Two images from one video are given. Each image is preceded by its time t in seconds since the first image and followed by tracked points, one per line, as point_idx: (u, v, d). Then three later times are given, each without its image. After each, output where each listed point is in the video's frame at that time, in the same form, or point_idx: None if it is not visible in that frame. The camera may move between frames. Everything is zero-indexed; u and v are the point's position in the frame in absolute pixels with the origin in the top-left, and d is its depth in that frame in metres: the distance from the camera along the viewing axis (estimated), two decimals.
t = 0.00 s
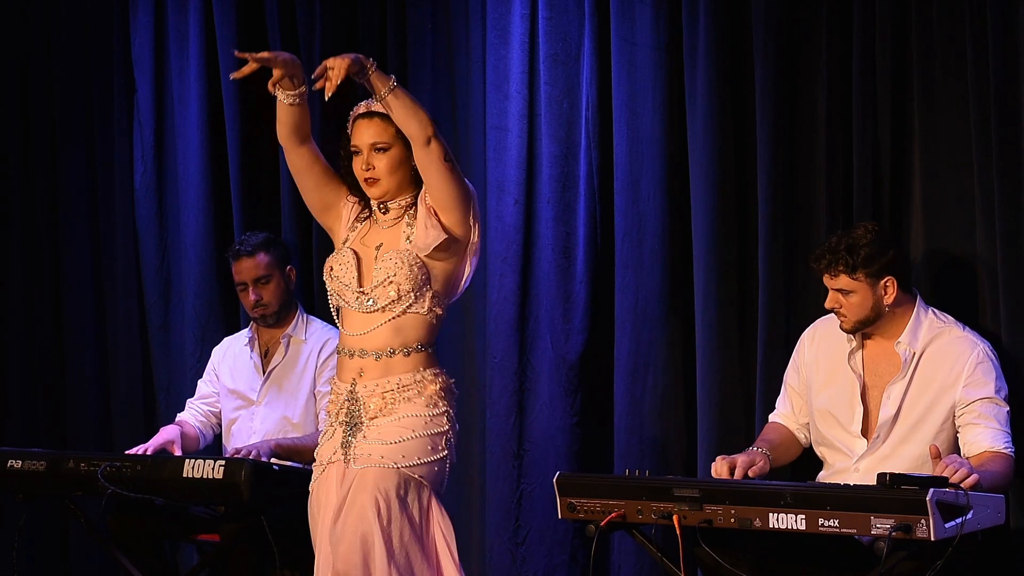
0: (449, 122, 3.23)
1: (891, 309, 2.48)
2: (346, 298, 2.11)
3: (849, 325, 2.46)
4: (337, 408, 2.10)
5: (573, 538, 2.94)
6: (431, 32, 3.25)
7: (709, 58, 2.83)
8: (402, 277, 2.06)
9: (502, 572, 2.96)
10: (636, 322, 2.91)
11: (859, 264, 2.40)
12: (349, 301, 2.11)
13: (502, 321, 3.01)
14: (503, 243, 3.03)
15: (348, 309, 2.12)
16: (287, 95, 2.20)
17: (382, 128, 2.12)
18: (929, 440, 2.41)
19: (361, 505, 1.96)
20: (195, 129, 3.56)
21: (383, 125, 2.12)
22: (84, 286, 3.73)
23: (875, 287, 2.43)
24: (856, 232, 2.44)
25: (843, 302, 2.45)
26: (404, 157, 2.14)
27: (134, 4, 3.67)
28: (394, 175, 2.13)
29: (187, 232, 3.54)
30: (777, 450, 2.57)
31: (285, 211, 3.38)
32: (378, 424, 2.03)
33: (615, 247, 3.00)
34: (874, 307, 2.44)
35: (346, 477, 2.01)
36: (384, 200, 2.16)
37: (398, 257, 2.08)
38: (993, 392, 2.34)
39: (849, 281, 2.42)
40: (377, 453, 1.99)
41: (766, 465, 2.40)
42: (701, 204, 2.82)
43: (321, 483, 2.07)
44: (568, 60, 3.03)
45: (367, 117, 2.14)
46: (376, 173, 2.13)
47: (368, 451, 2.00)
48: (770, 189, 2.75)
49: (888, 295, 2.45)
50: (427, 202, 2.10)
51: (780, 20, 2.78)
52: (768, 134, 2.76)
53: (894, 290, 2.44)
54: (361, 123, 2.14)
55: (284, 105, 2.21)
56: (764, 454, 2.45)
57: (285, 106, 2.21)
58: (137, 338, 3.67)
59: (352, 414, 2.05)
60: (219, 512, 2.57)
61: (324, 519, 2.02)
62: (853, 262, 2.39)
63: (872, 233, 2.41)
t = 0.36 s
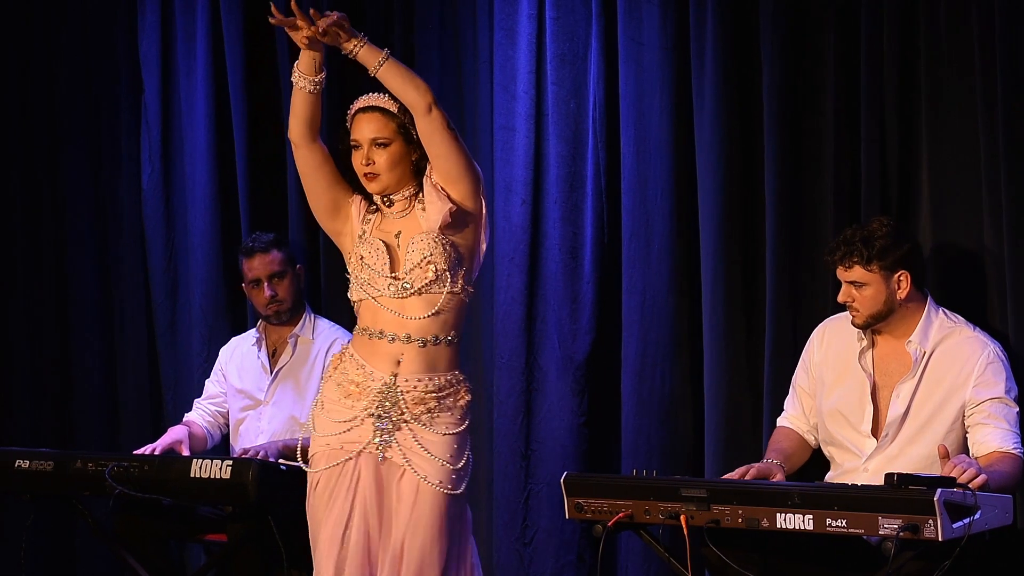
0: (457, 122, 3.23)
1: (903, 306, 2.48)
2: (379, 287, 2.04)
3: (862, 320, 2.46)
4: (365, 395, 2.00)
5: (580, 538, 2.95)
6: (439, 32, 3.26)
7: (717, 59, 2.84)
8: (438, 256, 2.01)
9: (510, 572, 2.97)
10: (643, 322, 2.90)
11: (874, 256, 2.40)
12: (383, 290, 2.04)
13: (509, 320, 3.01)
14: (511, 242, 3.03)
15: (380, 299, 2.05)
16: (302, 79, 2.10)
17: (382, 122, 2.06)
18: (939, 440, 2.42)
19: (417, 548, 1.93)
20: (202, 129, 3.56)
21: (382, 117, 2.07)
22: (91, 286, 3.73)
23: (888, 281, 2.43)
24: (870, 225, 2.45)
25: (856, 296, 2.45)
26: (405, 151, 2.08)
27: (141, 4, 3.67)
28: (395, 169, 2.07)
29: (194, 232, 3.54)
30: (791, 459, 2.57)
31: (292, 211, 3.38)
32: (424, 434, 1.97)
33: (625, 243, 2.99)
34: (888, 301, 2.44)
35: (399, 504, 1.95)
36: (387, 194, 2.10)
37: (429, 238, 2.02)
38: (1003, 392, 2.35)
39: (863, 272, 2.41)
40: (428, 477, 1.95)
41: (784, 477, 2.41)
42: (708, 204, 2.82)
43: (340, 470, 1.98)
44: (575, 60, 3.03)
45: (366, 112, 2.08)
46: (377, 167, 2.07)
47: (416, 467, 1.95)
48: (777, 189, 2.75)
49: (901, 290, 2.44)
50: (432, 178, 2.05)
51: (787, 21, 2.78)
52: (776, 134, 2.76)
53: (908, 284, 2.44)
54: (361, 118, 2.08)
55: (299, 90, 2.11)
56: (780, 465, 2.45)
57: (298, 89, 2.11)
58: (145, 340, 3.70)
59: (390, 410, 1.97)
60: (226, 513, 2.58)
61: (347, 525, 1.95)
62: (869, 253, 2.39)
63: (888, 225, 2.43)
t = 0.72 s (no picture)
0: (457, 122, 3.23)
1: (903, 308, 2.48)
2: (350, 296, 2.05)
3: (862, 323, 2.46)
4: (376, 408, 2.03)
5: (581, 538, 2.93)
6: (440, 32, 3.26)
7: (717, 59, 2.84)
8: (405, 266, 2.02)
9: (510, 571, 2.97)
10: (644, 322, 2.90)
11: (871, 260, 2.41)
12: (354, 298, 2.06)
13: (510, 320, 3.01)
14: (512, 242, 3.03)
15: (354, 307, 2.07)
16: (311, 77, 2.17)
17: (392, 127, 2.10)
18: (938, 440, 2.42)
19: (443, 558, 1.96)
20: (202, 129, 3.57)
21: (391, 120, 2.11)
22: (92, 286, 3.73)
23: (888, 283, 2.43)
24: (868, 228, 2.45)
25: (855, 300, 2.45)
26: (411, 158, 2.12)
27: (142, 3, 3.67)
28: (402, 175, 2.11)
29: (194, 232, 3.55)
30: (794, 464, 2.57)
31: (293, 211, 3.39)
32: (439, 438, 1.99)
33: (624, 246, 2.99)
34: (887, 303, 2.44)
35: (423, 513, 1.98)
36: (386, 200, 2.13)
37: (401, 246, 2.03)
38: (1003, 392, 2.35)
39: (862, 276, 2.42)
40: (446, 481, 1.97)
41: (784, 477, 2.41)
42: (709, 204, 2.82)
43: (361, 485, 2.01)
44: (576, 60, 3.03)
45: (375, 117, 2.11)
46: (385, 172, 2.10)
47: (433, 472, 1.98)
48: (777, 189, 2.75)
49: (901, 291, 2.45)
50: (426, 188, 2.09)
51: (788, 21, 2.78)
52: (776, 135, 2.76)
53: (907, 285, 2.44)
54: (370, 121, 2.11)
55: (308, 89, 2.18)
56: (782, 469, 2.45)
57: (307, 87, 2.18)
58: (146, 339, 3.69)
59: (400, 419, 2.00)
60: (226, 512, 2.58)
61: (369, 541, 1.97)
62: (866, 257, 2.39)
63: (884, 228, 2.43)
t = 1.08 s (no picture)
0: (457, 122, 3.23)
1: (904, 306, 2.49)
2: (325, 276, 2.10)
3: (864, 323, 2.46)
4: (347, 406, 2.06)
5: (581, 539, 2.95)
6: (440, 32, 3.26)
7: (717, 60, 2.84)
8: (377, 251, 2.04)
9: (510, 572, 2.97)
10: (644, 322, 2.90)
11: (874, 259, 2.40)
12: (329, 278, 2.10)
13: (510, 320, 3.01)
14: (511, 242, 3.02)
15: (328, 288, 2.11)
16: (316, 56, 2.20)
17: (395, 120, 2.13)
18: (938, 441, 2.42)
19: (426, 545, 1.98)
20: (202, 129, 3.57)
21: (394, 113, 2.14)
22: (92, 286, 3.74)
23: (889, 282, 2.43)
24: (869, 227, 2.45)
25: (858, 300, 2.45)
26: (413, 154, 2.15)
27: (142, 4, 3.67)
28: (405, 169, 2.14)
29: (195, 232, 3.55)
30: (795, 464, 2.57)
31: (293, 211, 3.39)
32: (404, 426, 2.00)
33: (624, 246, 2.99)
34: (889, 302, 2.44)
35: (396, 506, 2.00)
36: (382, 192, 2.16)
37: (377, 233, 2.06)
38: (1004, 393, 2.35)
39: (864, 276, 2.42)
40: (414, 467, 1.98)
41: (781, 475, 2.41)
42: (709, 204, 2.82)
43: (346, 487, 2.05)
44: (575, 60, 3.03)
45: (377, 109, 2.14)
46: (388, 165, 2.13)
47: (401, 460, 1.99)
48: (777, 189, 2.75)
49: (903, 290, 2.45)
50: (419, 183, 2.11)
51: (788, 21, 2.78)
52: (777, 135, 2.76)
53: (908, 284, 2.45)
54: (373, 113, 2.14)
55: (310, 69, 2.20)
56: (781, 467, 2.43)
57: (310, 65, 2.20)
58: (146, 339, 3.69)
59: (366, 413, 2.02)
60: (226, 512, 2.58)
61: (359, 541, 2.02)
62: (869, 256, 2.39)
63: (885, 228, 2.43)
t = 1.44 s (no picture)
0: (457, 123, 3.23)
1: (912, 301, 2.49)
2: (343, 277, 2.07)
3: (877, 320, 2.45)
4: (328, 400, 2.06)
5: (581, 539, 2.96)
6: (439, 32, 3.26)
7: (717, 60, 2.84)
8: (404, 258, 2.04)
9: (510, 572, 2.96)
10: (644, 323, 2.90)
11: (887, 254, 2.40)
12: (347, 281, 2.07)
13: (510, 321, 3.00)
14: (511, 242, 3.02)
15: (344, 289, 2.08)
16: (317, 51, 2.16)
17: (394, 120, 2.11)
18: (939, 441, 2.42)
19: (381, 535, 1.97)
20: (202, 129, 3.57)
21: (393, 113, 2.11)
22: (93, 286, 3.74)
23: (901, 277, 2.43)
24: (879, 223, 2.45)
25: (871, 296, 2.44)
26: (412, 152, 2.13)
27: (143, 4, 3.67)
28: (405, 169, 2.12)
29: (195, 233, 3.55)
30: (789, 458, 2.57)
31: (293, 211, 3.39)
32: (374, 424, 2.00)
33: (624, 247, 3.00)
34: (901, 297, 2.44)
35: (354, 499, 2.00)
36: (389, 191, 2.14)
37: (402, 239, 2.05)
38: (1005, 394, 2.35)
39: (878, 271, 2.41)
40: (375, 462, 1.98)
41: (778, 473, 2.41)
42: (709, 204, 2.82)
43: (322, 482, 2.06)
44: (575, 60, 3.03)
45: (376, 109, 2.12)
46: (388, 166, 2.11)
47: (364, 455, 1.99)
48: (778, 189, 2.75)
49: (913, 283, 2.46)
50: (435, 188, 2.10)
51: (788, 21, 2.78)
52: (777, 135, 2.76)
53: (918, 278, 2.46)
54: (371, 114, 2.11)
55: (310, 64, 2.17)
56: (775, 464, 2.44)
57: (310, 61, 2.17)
58: (146, 340, 3.70)
59: (342, 409, 2.03)
60: (227, 512, 2.57)
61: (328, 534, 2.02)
62: (882, 251, 2.39)
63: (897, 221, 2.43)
